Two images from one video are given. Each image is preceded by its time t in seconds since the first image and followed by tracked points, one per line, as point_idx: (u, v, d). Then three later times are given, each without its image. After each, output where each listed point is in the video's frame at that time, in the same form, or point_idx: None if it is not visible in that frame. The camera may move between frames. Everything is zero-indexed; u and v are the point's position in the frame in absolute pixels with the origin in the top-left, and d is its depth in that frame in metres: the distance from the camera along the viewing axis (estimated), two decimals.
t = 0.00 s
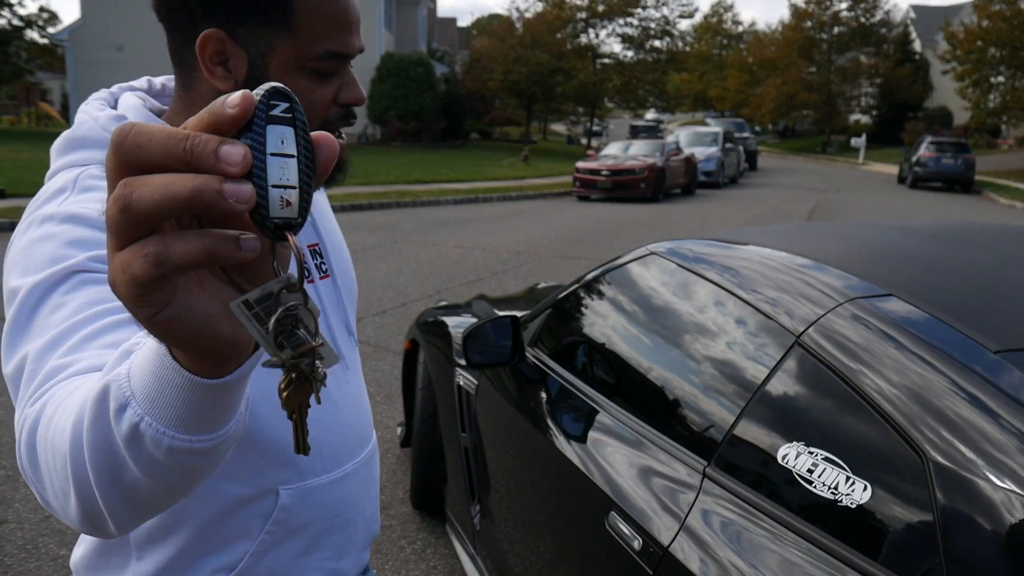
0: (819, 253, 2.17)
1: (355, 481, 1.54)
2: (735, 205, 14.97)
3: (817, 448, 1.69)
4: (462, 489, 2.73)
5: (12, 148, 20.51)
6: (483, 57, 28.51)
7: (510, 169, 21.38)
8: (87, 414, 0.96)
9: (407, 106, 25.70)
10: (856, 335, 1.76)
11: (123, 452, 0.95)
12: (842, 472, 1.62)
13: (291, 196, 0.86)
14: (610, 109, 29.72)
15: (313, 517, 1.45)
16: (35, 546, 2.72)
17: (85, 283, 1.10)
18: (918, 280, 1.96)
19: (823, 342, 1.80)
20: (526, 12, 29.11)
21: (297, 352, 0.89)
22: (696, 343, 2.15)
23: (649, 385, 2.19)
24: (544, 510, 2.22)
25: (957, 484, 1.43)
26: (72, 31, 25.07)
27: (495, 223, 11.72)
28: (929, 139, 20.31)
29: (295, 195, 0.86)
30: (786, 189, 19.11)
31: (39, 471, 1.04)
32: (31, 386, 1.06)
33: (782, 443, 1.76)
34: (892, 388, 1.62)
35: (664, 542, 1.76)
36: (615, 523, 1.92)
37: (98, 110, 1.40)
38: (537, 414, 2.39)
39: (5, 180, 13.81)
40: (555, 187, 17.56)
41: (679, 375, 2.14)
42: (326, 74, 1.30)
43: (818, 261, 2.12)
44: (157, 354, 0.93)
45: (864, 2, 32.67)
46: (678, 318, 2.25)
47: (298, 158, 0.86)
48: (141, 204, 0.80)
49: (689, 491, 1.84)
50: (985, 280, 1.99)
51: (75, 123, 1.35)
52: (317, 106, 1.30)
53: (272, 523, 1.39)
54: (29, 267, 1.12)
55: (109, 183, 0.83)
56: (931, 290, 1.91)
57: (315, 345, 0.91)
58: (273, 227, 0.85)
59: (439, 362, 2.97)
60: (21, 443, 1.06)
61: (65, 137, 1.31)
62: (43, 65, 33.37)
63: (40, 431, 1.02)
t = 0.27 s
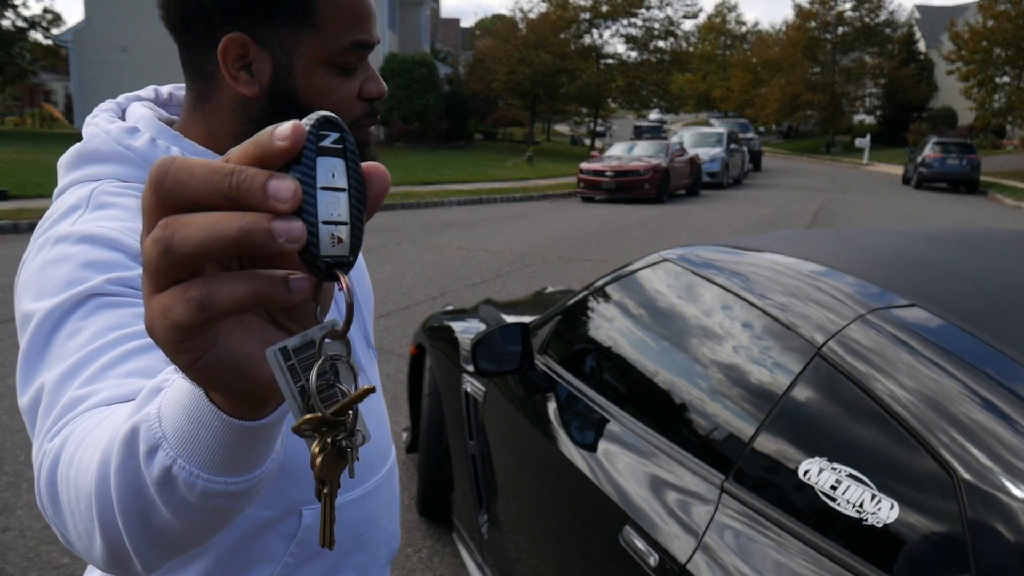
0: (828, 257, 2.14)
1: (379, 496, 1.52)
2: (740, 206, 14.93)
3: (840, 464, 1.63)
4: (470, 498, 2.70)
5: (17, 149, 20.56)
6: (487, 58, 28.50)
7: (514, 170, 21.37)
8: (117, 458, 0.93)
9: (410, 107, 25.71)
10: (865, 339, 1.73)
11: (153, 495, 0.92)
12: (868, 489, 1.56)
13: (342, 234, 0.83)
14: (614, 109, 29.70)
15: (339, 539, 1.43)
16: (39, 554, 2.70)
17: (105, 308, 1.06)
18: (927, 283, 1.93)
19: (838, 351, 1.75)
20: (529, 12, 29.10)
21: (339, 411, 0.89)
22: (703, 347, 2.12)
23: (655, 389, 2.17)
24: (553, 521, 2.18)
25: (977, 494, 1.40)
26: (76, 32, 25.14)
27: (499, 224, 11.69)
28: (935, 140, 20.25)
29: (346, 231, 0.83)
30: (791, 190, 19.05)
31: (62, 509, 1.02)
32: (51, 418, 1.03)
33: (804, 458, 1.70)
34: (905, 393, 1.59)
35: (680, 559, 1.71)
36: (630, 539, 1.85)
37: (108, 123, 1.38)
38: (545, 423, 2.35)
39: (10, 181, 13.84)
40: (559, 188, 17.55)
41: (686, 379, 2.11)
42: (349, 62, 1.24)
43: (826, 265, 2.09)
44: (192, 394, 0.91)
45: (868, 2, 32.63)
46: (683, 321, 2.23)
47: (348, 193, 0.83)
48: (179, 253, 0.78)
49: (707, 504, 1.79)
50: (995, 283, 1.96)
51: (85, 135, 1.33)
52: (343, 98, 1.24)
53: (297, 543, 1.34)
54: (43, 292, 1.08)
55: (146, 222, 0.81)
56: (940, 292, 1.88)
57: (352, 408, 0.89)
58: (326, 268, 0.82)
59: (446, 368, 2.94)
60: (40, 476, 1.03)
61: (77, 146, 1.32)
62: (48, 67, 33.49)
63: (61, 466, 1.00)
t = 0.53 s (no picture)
0: (836, 260, 2.12)
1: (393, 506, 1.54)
2: (745, 207, 14.88)
3: (854, 473, 1.60)
4: (476, 502, 2.68)
5: (20, 150, 20.53)
6: (490, 58, 28.44)
7: (518, 171, 21.33)
8: (130, 448, 0.96)
9: (414, 108, 25.68)
10: (872, 341, 1.71)
11: (166, 481, 0.94)
12: (883, 499, 1.53)
13: (361, 204, 0.86)
14: (617, 110, 29.62)
15: (354, 542, 1.44)
16: (42, 558, 2.68)
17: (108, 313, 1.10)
18: (935, 287, 1.91)
19: (851, 356, 1.72)
20: (532, 12, 29.06)
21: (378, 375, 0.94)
22: (709, 350, 2.11)
23: (661, 392, 2.15)
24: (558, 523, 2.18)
25: (992, 502, 1.38)
26: (78, 33, 25.12)
27: (502, 225, 11.65)
28: (939, 140, 20.19)
29: (365, 202, 0.87)
30: (795, 191, 19.00)
31: (76, 503, 1.04)
32: (62, 416, 1.06)
33: (817, 466, 1.66)
34: (913, 396, 1.57)
35: (692, 569, 1.68)
36: (640, 545, 1.82)
37: (123, 125, 1.50)
38: (550, 425, 2.35)
39: (13, 182, 13.83)
40: (563, 189, 17.51)
41: (691, 382, 2.10)
42: (322, 47, 1.37)
43: (833, 268, 2.07)
44: (205, 377, 0.94)
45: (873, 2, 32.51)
46: (688, 323, 2.22)
47: (368, 165, 0.87)
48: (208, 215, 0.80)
49: (718, 512, 1.75)
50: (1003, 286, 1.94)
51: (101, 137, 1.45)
52: (313, 77, 1.34)
53: (316, 551, 1.39)
54: (56, 290, 1.13)
55: (165, 193, 0.84)
56: (947, 295, 1.86)
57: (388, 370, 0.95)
58: (347, 237, 0.85)
59: (450, 371, 2.93)
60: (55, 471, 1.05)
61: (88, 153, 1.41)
62: (51, 68, 33.47)
63: (75, 462, 1.02)
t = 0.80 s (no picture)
0: (840, 262, 2.11)
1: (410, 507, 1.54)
2: (748, 208, 14.89)
3: (860, 475, 1.59)
4: (479, 504, 2.68)
5: (24, 151, 20.59)
6: (493, 59, 28.47)
7: (521, 172, 21.34)
8: (130, 433, 0.97)
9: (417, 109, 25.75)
10: (877, 343, 1.70)
11: (161, 465, 0.95)
12: (890, 501, 1.51)
13: (347, 195, 0.84)
14: (621, 111, 29.62)
15: (363, 542, 1.44)
16: (46, 559, 2.68)
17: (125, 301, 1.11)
18: (938, 288, 1.90)
19: (856, 359, 1.71)
20: (536, 14, 29.10)
21: (342, 368, 0.89)
22: (712, 351, 2.11)
23: (665, 394, 2.14)
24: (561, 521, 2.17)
25: (997, 504, 1.37)
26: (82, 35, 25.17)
27: (505, 226, 11.67)
28: (943, 141, 20.18)
29: (352, 192, 0.85)
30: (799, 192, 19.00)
31: (81, 487, 1.05)
32: (73, 400, 1.07)
33: (822, 468, 1.65)
34: (918, 397, 1.56)
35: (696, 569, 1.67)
36: (644, 547, 1.82)
37: (147, 123, 1.52)
38: (554, 425, 2.35)
39: (18, 184, 13.86)
40: (566, 190, 17.51)
41: (694, 383, 2.09)
42: (343, 49, 1.39)
43: (837, 270, 2.06)
44: (199, 365, 0.94)
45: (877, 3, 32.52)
46: (692, 325, 2.21)
47: (355, 156, 0.85)
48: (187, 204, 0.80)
49: (723, 514, 1.74)
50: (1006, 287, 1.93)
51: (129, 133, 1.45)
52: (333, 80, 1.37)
53: (326, 550, 1.39)
54: (78, 277, 1.14)
55: (160, 176, 0.84)
56: (950, 296, 1.85)
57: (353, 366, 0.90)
58: (331, 226, 0.83)
59: (454, 372, 2.93)
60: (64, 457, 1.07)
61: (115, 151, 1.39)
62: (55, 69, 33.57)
63: (80, 446, 1.03)
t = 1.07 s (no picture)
0: (842, 263, 2.13)
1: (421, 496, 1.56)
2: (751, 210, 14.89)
3: (859, 475, 1.60)
4: (481, 504, 2.70)
5: (28, 153, 20.64)
6: (495, 61, 28.50)
7: (523, 173, 21.32)
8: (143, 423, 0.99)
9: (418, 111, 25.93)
10: (878, 344, 1.71)
11: (167, 454, 0.97)
12: (888, 501, 1.53)
13: (352, 214, 0.88)
14: (623, 113, 29.61)
15: (373, 528, 1.45)
16: (51, 559, 2.69)
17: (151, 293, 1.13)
18: (938, 290, 1.91)
19: (858, 355, 1.73)
20: (538, 15, 29.12)
21: (350, 372, 0.93)
22: (713, 352, 2.12)
23: (667, 394, 2.16)
24: (563, 521, 2.18)
25: (996, 504, 1.39)
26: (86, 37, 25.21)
27: (508, 228, 11.69)
28: (946, 142, 20.15)
29: (356, 215, 0.88)
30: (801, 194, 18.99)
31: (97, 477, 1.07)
32: (95, 382, 1.09)
33: (820, 467, 1.67)
34: (918, 398, 1.57)
35: (695, 568, 1.69)
36: (645, 546, 1.84)
37: (186, 121, 1.57)
38: (557, 427, 2.35)
39: (22, 185, 13.90)
40: (568, 191, 17.52)
41: (696, 384, 2.11)
42: (379, 65, 1.44)
43: (838, 271, 2.08)
44: (207, 365, 0.95)
45: (879, 4, 32.52)
46: (694, 326, 2.23)
47: (357, 178, 0.88)
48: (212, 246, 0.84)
49: (723, 513, 1.76)
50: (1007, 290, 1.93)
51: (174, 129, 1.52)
52: (368, 91, 1.42)
53: (338, 532, 1.40)
54: (110, 264, 1.17)
55: (181, 203, 0.87)
56: (949, 298, 1.86)
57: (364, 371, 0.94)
58: (340, 246, 0.87)
59: (456, 372, 2.94)
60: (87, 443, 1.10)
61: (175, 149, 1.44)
62: (58, 71, 33.63)
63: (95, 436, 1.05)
